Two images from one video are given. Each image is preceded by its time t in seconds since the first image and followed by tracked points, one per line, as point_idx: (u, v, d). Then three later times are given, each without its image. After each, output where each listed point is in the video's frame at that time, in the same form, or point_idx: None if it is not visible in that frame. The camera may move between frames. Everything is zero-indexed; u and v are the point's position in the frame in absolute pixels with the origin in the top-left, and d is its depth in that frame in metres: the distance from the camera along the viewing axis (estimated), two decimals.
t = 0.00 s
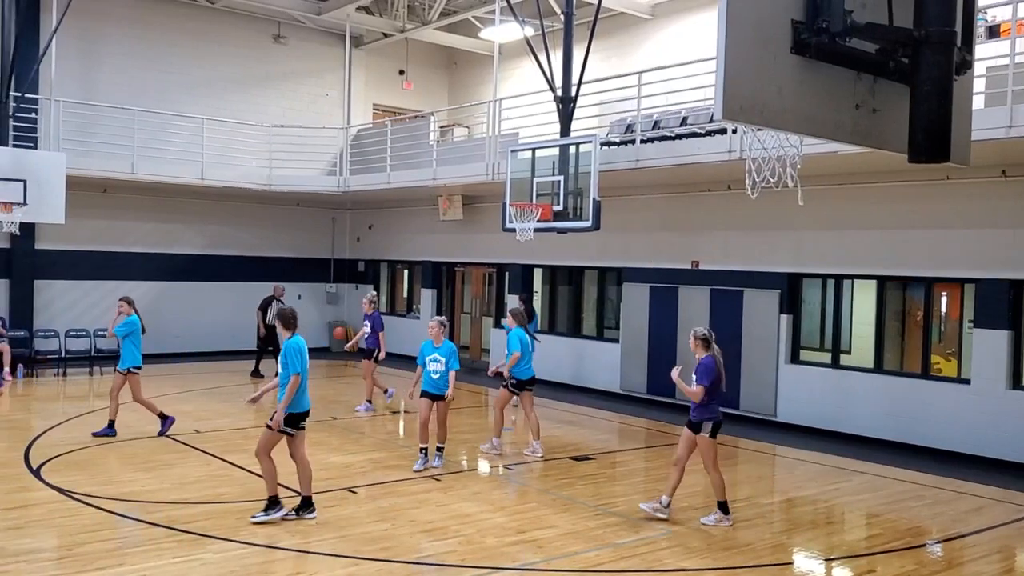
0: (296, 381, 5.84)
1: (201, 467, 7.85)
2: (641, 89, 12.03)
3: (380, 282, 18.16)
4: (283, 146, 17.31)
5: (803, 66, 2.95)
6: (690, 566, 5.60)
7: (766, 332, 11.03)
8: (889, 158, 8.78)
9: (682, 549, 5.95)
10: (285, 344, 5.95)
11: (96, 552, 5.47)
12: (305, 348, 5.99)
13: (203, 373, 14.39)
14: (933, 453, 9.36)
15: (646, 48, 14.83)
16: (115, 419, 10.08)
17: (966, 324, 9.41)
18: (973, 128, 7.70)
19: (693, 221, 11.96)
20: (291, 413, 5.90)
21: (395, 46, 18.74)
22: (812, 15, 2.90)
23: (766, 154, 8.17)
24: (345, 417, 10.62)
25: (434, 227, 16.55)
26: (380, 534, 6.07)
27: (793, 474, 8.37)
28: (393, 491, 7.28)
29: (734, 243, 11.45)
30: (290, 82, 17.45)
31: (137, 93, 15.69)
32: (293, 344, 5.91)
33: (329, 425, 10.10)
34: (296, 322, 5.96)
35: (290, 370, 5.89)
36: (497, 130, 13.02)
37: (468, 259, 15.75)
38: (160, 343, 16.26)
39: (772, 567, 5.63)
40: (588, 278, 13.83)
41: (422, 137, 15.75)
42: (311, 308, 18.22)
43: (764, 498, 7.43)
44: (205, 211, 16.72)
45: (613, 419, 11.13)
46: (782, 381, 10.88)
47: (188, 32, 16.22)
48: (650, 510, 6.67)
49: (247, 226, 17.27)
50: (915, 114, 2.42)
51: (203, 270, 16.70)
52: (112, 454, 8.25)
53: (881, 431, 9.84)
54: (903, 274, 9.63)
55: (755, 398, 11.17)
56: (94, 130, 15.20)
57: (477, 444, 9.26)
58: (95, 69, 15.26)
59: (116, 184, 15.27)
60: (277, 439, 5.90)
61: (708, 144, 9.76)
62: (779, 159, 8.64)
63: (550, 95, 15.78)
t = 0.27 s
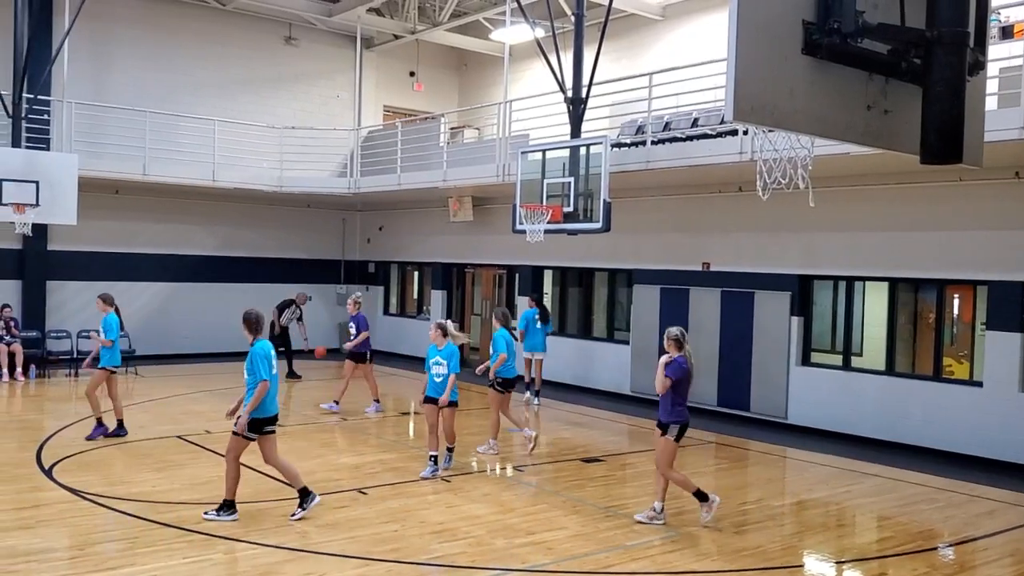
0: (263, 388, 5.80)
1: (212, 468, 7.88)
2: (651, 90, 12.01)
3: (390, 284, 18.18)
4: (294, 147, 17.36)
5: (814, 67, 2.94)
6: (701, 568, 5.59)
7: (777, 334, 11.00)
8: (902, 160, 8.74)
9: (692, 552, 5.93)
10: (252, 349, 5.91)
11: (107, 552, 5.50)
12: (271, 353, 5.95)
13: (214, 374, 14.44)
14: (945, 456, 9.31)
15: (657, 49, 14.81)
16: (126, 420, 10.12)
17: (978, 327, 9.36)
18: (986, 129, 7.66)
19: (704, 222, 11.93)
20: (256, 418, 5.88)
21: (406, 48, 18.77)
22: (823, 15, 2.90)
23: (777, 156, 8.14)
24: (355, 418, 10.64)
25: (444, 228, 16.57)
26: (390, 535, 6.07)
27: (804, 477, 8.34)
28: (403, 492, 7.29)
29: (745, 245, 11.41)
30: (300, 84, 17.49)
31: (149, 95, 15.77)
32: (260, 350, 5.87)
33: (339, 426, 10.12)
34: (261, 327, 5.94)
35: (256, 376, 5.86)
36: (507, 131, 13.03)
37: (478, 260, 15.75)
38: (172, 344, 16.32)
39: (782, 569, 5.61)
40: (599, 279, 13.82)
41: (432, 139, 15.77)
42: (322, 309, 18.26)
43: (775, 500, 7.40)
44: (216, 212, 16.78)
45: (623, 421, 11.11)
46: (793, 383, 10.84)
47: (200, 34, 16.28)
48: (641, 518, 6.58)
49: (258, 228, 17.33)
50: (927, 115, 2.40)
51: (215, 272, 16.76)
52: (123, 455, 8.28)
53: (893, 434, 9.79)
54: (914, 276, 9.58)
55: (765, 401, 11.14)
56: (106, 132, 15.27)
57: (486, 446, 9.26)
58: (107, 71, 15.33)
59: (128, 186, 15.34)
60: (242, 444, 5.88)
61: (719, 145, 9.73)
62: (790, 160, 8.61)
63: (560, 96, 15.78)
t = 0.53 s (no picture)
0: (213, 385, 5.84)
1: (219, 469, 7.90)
2: (658, 92, 12.00)
3: (397, 285, 18.19)
4: (301, 148, 17.39)
5: (821, 69, 2.94)
6: (707, 571, 5.58)
7: (784, 336, 10.98)
8: (910, 162, 8.71)
9: (698, 554, 5.92)
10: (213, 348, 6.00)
11: (114, 552, 5.51)
12: (230, 352, 6.00)
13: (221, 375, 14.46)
14: (953, 459, 9.28)
15: (664, 51, 14.80)
16: (133, 421, 10.16)
17: (986, 329, 9.33)
18: (994, 131, 7.63)
19: (710, 224, 11.93)
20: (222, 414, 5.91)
21: (413, 50, 18.79)
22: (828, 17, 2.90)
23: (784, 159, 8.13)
24: (361, 419, 10.66)
25: (451, 230, 16.57)
26: (397, 536, 6.08)
27: (811, 479, 8.32)
28: (409, 494, 7.29)
29: (752, 248, 11.40)
30: (308, 86, 17.53)
31: (157, 97, 15.83)
32: (219, 348, 5.96)
33: (346, 427, 10.14)
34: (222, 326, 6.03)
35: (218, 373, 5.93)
36: (514, 133, 13.04)
37: (484, 262, 15.75)
38: (179, 345, 16.37)
39: (789, 572, 5.60)
40: (605, 281, 13.81)
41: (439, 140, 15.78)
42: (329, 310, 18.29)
43: (781, 503, 7.39)
44: (223, 214, 16.82)
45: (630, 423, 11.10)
46: (800, 386, 10.82)
47: (208, 36, 16.34)
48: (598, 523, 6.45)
49: (265, 229, 17.36)
50: (934, 116, 2.38)
51: (222, 273, 16.79)
52: (130, 455, 8.31)
53: (900, 437, 9.76)
54: (922, 278, 9.55)
55: (772, 403, 11.12)
56: (114, 134, 15.33)
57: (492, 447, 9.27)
58: (114, 73, 15.39)
59: (136, 187, 15.39)
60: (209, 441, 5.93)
61: (726, 147, 9.72)
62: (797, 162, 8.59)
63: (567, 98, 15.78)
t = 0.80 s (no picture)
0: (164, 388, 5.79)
1: (225, 469, 7.91)
2: (665, 92, 11.98)
3: (403, 285, 18.20)
4: (308, 149, 17.41)
5: (828, 68, 2.94)
6: (713, 572, 5.57)
7: (791, 337, 10.95)
8: (917, 161, 8.68)
9: (705, 555, 5.90)
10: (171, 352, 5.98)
11: (120, 551, 5.52)
12: (185, 355, 5.95)
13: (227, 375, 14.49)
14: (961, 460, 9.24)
15: (671, 51, 14.77)
16: (140, 420, 10.17)
17: (994, 330, 9.30)
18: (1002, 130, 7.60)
19: (716, 224, 11.91)
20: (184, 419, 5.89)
21: (419, 50, 18.80)
22: (836, 16, 2.90)
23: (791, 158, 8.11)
24: (367, 419, 10.66)
25: (457, 230, 16.58)
26: (403, 536, 6.08)
27: (817, 480, 8.30)
28: (415, 494, 7.29)
29: (759, 248, 11.37)
30: (314, 86, 17.55)
31: (164, 98, 15.87)
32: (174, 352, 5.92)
33: (352, 427, 10.14)
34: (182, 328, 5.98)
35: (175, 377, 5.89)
36: (520, 133, 13.03)
37: (490, 262, 15.75)
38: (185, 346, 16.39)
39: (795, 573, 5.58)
40: (611, 282, 13.79)
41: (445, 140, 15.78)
42: (335, 310, 18.31)
43: (788, 504, 7.37)
44: (230, 214, 16.85)
45: (636, 423, 11.08)
46: (806, 387, 10.79)
47: (215, 37, 16.37)
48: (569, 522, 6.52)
49: (271, 229, 17.39)
50: (943, 112, 2.37)
51: (228, 273, 16.82)
52: (136, 455, 8.33)
53: (908, 438, 9.73)
54: (930, 278, 9.52)
55: (778, 404, 11.09)
56: (121, 134, 15.36)
57: (498, 448, 9.26)
58: (122, 74, 15.43)
59: (143, 188, 15.43)
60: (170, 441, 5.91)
61: (732, 147, 9.70)
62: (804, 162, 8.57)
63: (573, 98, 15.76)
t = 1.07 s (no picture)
0: (137, 379, 5.82)
1: (233, 467, 7.92)
2: (673, 91, 11.95)
3: (411, 284, 18.20)
4: (317, 148, 17.43)
5: (838, 66, 2.93)
6: (722, 571, 5.55)
7: (799, 336, 10.92)
8: (928, 160, 8.63)
9: (713, 555, 5.89)
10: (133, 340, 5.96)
11: (128, 549, 5.53)
12: (153, 345, 5.99)
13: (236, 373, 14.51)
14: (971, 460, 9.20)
15: (680, 50, 14.74)
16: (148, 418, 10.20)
17: (1005, 330, 9.24)
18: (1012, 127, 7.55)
19: (725, 223, 11.88)
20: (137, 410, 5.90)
21: (428, 49, 18.80)
22: (847, 13, 2.88)
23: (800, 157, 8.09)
24: (375, 418, 10.67)
25: (465, 229, 16.58)
26: (411, 534, 6.08)
27: (827, 480, 8.27)
28: (423, 492, 7.28)
29: (768, 247, 11.34)
30: (323, 85, 17.57)
31: (173, 97, 15.90)
32: (140, 340, 5.92)
33: (360, 425, 10.14)
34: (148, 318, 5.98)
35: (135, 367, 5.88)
36: (529, 132, 13.01)
37: (499, 261, 15.73)
38: (194, 344, 16.43)
39: (804, 573, 5.56)
40: (620, 281, 13.77)
41: (453, 139, 15.78)
42: (344, 309, 18.33)
43: (797, 503, 7.34)
44: (239, 213, 16.89)
45: (645, 423, 11.06)
46: (816, 386, 10.76)
47: (223, 36, 16.40)
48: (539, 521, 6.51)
49: (280, 229, 17.42)
50: (953, 115, 2.35)
51: (237, 272, 16.85)
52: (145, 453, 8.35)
53: (918, 437, 9.68)
54: (940, 277, 9.47)
55: (788, 403, 11.06)
56: (130, 133, 15.41)
57: (506, 446, 9.25)
58: (131, 73, 15.48)
59: (153, 187, 15.48)
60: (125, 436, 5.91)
61: (742, 146, 9.66)
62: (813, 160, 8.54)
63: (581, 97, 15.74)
